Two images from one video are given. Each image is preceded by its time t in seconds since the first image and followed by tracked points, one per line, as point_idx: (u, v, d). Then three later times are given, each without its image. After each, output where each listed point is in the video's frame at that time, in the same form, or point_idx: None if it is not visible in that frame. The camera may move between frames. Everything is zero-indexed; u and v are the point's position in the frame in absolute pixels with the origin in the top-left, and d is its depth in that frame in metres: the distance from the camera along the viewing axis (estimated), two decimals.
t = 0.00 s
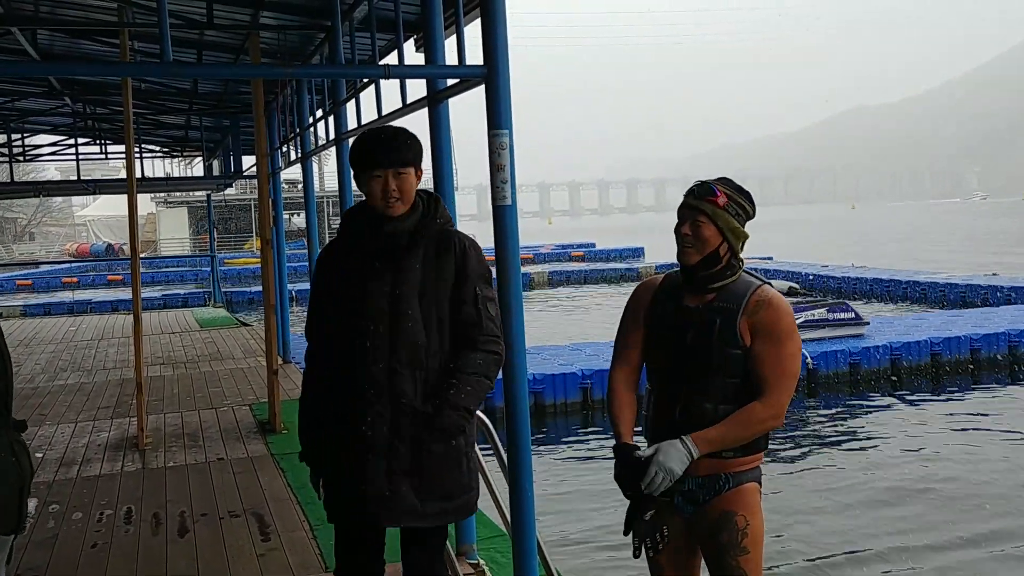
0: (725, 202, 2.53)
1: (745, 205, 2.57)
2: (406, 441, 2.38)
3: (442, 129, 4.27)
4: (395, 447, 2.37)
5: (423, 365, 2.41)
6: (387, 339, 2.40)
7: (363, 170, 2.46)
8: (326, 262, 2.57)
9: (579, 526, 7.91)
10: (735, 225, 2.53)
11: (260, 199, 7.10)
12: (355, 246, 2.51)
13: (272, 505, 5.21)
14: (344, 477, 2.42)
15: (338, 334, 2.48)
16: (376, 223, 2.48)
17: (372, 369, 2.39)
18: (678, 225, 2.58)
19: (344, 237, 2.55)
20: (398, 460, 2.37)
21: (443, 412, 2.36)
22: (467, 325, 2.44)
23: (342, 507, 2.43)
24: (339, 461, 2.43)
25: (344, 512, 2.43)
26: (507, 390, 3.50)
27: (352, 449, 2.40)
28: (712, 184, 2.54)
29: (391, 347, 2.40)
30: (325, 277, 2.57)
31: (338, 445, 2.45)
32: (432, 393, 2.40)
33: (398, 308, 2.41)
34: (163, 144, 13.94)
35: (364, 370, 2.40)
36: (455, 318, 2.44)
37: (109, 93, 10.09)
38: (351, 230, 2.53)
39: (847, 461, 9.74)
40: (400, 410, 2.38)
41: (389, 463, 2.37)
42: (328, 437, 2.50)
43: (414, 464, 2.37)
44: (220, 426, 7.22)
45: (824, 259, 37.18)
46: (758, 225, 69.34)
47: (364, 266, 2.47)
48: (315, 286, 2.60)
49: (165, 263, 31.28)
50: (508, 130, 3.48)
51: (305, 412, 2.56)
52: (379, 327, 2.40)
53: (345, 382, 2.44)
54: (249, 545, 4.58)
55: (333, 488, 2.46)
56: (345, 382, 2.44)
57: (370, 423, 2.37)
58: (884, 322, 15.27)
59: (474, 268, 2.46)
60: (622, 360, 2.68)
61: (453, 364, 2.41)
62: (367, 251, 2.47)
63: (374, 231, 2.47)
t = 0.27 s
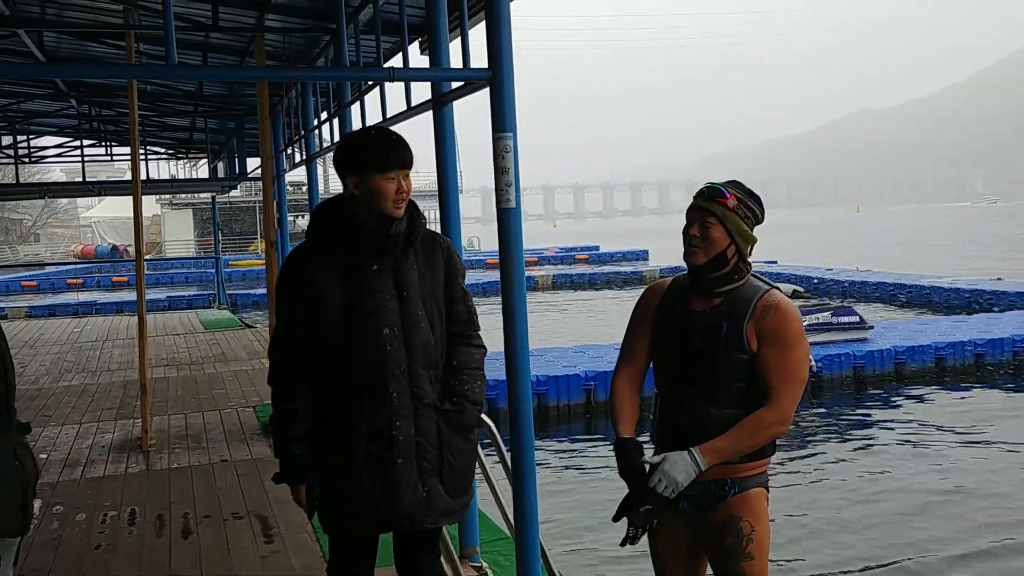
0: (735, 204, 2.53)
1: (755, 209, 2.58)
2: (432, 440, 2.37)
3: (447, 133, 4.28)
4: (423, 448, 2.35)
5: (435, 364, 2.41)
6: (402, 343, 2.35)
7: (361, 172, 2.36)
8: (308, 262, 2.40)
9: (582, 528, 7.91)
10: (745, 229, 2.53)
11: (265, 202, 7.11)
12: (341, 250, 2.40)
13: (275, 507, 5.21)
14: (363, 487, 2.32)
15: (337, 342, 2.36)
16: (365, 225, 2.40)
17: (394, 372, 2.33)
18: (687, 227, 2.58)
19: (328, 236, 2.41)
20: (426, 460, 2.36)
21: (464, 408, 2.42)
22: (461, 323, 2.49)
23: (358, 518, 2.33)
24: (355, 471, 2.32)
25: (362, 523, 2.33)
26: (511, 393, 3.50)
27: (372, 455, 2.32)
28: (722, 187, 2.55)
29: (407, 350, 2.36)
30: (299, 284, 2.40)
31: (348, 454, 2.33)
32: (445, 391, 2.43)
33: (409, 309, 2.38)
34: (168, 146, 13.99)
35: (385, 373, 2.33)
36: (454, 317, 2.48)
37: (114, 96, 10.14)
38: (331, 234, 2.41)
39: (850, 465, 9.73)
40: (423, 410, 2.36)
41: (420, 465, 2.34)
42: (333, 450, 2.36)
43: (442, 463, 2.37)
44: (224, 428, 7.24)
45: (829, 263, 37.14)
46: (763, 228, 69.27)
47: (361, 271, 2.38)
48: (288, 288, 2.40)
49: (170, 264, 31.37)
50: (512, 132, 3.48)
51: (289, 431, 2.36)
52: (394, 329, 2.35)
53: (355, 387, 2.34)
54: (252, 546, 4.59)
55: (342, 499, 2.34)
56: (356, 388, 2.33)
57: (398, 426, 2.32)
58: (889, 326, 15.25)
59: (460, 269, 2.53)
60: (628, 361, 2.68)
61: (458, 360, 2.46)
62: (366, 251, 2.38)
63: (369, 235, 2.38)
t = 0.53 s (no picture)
0: (749, 214, 2.53)
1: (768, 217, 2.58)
2: (434, 443, 2.45)
3: (459, 140, 4.29)
4: (428, 451, 2.43)
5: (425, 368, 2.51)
6: (405, 349, 2.42)
7: (362, 179, 2.39)
8: (303, 265, 2.35)
9: (594, 537, 7.89)
10: (759, 237, 2.52)
11: (276, 210, 7.13)
12: (338, 255, 2.38)
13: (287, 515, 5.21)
14: (372, 492, 2.34)
15: (341, 347, 2.34)
16: (359, 232, 2.43)
17: (403, 378, 2.39)
18: (702, 237, 2.58)
19: (324, 240, 2.38)
20: (431, 463, 2.43)
21: (453, 409, 2.54)
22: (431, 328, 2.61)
23: (366, 524, 2.34)
24: (364, 477, 2.33)
25: (370, 529, 2.34)
26: (523, 401, 3.50)
27: (382, 460, 2.34)
28: (736, 196, 2.54)
29: (409, 356, 2.43)
30: (295, 287, 2.32)
31: (353, 460, 2.33)
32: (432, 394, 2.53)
33: (405, 315, 2.45)
34: (180, 155, 14.06)
35: (395, 379, 2.37)
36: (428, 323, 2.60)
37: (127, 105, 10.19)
38: (325, 238, 2.38)
39: (863, 473, 9.68)
40: (424, 413, 2.44)
41: (427, 467, 2.42)
42: (341, 458, 2.33)
43: (441, 465, 2.46)
44: (235, 435, 7.25)
45: (840, 270, 37.00)
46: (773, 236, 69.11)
47: (361, 276, 2.39)
48: (282, 291, 2.32)
49: (181, 273, 31.49)
50: (524, 139, 3.49)
51: (292, 440, 2.27)
52: (398, 334, 2.40)
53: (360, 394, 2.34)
54: (264, 554, 4.59)
55: (347, 506, 2.33)
56: (366, 395, 2.34)
57: (410, 431, 2.38)
58: (901, 334, 15.18)
59: (424, 281, 2.65)
60: (641, 367, 2.67)
61: (437, 365, 2.58)
62: (367, 257, 2.39)
63: (367, 241, 2.40)
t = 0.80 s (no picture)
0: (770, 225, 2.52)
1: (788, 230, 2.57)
2: (442, 454, 2.51)
3: (476, 152, 4.30)
4: (439, 462, 2.48)
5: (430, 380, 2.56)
6: (418, 362, 2.46)
7: (377, 193, 2.41)
8: (321, 278, 2.34)
9: (611, 549, 7.86)
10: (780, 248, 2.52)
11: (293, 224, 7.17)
12: (354, 268, 2.39)
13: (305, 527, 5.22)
14: (386, 503, 2.36)
15: (360, 360, 2.35)
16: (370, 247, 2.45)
17: (418, 390, 2.42)
18: (722, 247, 2.58)
19: (337, 253, 2.39)
20: (441, 474, 2.48)
21: (454, 420, 2.60)
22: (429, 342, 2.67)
23: (380, 534, 2.36)
24: (380, 488, 2.36)
25: (384, 540, 2.36)
26: (541, 413, 3.49)
27: (398, 472, 2.37)
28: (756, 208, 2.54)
29: (420, 368, 2.47)
30: (314, 300, 2.31)
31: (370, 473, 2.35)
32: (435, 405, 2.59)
33: (415, 328, 2.49)
34: (196, 169, 14.16)
35: (411, 392, 2.40)
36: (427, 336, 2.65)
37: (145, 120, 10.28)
38: (340, 251, 2.39)
39: (882, 485, 9.61)
40: (434, 424, 2.49)
41: (438, 478, 2.46)
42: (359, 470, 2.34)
43: (449, 476, 2.51)
44: (253, 448, 7.27)
45: (856, 280, 36.79)
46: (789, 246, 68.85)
47: (376, 290, 2.41)
48: (299, 302, 2.30)
49: (197, 286, 31.67)
50: (540, 151, 3.49)
51: (316, 452, 2.25)
52: (412, 347, 2.44)
53: (378, 406, 2.36)
54: (283, 567, 4.60)
55: (362, 517, 2.35)
56: (383, 406, 2.36)
57: (425, 442, 2.42)
58: (919, 344, 15.08)
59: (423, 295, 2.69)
60: (660, 376, 2.68)
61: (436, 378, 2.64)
62: (382, 271, 2.41)
63: (381, 255, 2.42)
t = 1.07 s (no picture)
0: (770, 275, 2.34)
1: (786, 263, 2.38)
2: (466, 467, 2.56)
3: (495, 169, 4.31)
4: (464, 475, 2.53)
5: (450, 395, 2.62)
6: (445, 376, 2.51)
7: (402, 212, 2.44)
8: (355, 295, 2.37)
9: (633, 565, 7.81)
10: (786, 288, 2.36)
11: (313, 242, 7.20)
12: (385, 285, 2.43)
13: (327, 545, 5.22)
14: (420, 515, 2.40)
15: (395, 375, 2.38)
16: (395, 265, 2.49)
17: (446, 404, 2.47)
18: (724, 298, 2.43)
19: (368, 271, 2.42)
20: (467, 487, 2.53)
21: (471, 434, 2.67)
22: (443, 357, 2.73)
23: (415, 546, 2.39)
24: (415, 500, 2.39)
25: (419, 552, 2.39)
26: (563, 428, 3.49)
27: (431, 485, 2.41)
28: (750, 263, 2.34)
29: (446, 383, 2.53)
30: (351, 317, 2.34)
31: (405, 486, 2.38)
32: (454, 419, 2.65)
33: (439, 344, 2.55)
34: (216, 188, 14.27)
35: (440, 406, 2.45)
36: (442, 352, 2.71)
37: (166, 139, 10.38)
38: (371, 269, 2.42)
39: (906, 499, 9.50)
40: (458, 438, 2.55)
41: (465, 491, 2.51)
42: (395, 484, 2.37)
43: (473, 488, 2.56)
44: (274, 465, 7.29)
45: (876, 293, 36.52)
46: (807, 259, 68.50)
47: (405, 306, 2.45)
48: (337, 319, 2.33)
49: (216, 304, 31.86)
50: (559, 167, 3.50)
51: (360, 466, 2.26)
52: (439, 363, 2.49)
53: (411, 420, 2.40)
54: None
55: (399, 530, 2.37)
56: (414, 420, 2.40)
57: (454, 455, 2.46)
58: (941, 357, 14.93)
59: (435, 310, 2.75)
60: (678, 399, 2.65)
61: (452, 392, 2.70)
62: (409, 288, 2.45)
63: (409, 273, 2.46)
